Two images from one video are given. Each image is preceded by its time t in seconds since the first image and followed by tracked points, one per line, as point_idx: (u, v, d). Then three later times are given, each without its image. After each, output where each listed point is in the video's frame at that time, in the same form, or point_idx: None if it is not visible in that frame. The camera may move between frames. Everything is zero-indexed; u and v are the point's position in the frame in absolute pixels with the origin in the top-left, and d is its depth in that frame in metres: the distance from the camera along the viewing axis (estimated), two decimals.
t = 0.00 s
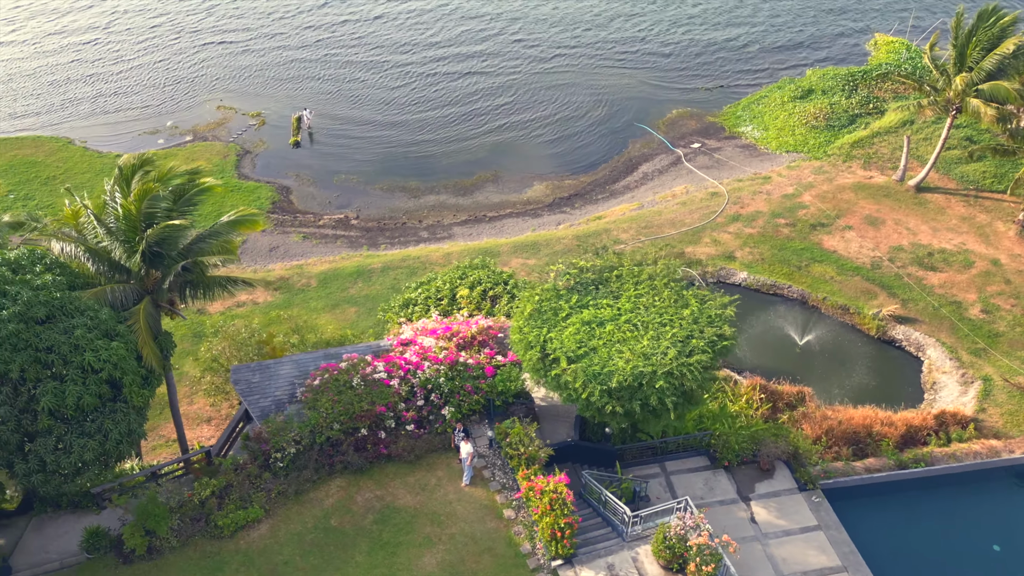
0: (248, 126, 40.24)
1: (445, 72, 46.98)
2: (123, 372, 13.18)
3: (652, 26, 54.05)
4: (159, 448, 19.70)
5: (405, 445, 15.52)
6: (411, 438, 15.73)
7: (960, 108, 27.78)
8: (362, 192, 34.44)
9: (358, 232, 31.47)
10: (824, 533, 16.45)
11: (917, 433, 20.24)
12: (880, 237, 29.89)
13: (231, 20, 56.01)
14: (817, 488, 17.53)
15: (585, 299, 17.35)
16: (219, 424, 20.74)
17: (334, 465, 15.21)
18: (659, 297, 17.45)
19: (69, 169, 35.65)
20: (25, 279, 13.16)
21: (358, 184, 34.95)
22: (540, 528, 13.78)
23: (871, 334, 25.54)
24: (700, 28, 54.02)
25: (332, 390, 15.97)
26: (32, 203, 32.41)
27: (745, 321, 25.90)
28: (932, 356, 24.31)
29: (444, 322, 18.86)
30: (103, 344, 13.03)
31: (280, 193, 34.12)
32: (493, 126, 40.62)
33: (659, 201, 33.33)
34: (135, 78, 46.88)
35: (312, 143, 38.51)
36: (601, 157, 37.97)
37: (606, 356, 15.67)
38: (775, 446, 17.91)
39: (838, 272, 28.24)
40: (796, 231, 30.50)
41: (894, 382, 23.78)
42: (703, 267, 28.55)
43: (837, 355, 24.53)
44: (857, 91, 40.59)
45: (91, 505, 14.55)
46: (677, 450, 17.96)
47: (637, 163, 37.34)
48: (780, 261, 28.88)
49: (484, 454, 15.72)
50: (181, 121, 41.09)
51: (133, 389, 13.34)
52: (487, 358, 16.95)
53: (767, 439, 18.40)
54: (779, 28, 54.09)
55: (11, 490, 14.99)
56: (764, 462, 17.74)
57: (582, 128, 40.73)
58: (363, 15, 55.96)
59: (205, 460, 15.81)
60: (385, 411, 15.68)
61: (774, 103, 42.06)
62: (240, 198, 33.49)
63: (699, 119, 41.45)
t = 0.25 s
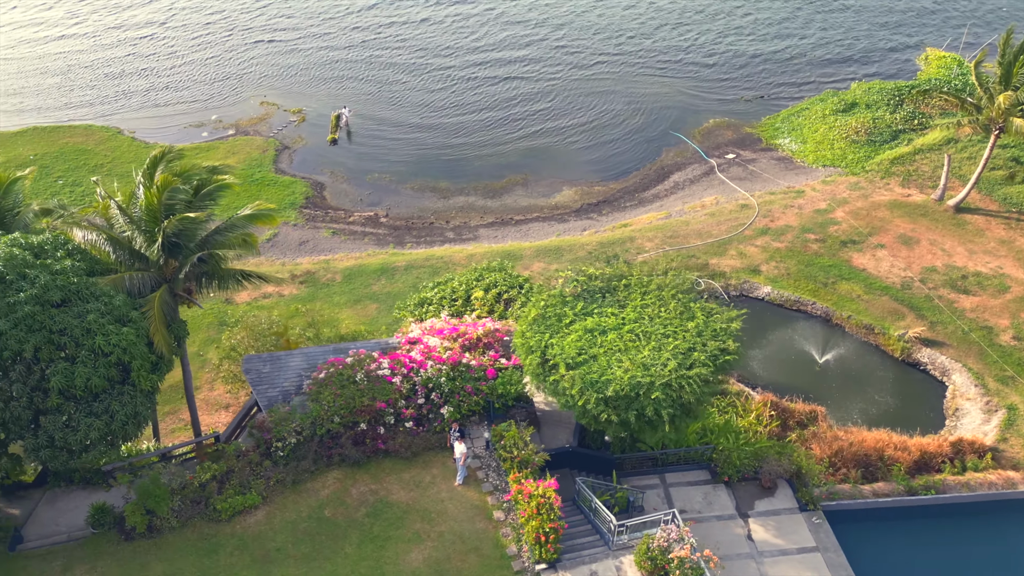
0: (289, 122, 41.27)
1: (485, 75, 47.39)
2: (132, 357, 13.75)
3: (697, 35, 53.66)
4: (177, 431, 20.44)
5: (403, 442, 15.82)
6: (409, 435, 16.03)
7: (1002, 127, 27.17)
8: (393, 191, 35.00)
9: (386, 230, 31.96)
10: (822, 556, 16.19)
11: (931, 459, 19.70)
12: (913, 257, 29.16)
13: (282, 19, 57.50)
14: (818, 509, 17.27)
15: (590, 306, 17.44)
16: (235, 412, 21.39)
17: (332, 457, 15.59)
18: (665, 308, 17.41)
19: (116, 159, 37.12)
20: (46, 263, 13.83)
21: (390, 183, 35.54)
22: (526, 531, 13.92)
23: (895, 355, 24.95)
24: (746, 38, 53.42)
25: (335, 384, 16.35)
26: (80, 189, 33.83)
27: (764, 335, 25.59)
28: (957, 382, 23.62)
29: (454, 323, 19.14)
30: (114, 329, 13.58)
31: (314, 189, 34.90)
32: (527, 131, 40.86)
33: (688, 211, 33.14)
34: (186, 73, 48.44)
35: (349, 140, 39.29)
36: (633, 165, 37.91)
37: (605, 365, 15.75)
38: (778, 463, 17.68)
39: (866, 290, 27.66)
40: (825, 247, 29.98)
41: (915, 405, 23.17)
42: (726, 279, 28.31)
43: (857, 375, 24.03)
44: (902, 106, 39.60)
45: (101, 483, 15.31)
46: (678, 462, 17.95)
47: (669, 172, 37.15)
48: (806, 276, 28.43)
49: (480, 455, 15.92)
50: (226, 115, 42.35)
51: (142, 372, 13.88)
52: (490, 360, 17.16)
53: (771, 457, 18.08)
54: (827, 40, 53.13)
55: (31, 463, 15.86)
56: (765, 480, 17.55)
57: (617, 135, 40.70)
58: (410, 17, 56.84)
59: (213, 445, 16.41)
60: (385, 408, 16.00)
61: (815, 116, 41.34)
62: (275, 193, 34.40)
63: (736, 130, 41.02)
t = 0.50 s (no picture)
0: (335, 121, 42.30)
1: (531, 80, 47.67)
2: (145, 341, 14.47)
3: (749, 48, 52.99)
4: (198, 414, 21.26)
5: (402, 439, 16.16)
6: (409, 433, 16.36)
7: None
8: (429, 192, 35.57)
9: (418, 230, 32.49)
10: None
11: (947, 492, 19.13)
12: (952, 283, 28.20)
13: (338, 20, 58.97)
14: (818, 534, 16.94)
15: (596, 316, 17.50)
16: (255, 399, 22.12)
17: (332, 449, 16.02)
18: (672, 322, 17.34)
19: (169, 149, 38.73)
20: (71, 248, 14.62)
21: (426, 184, 36.13)
22: (511, 534, 14.09)
23: (922, 383, 24.24)
24: (799, 52, 52.46)
25: (341, 378, 16.79)
26: (132, 178, 35.39)
27: (786, 356, 25.19)
28: (986, 415, 22.79)
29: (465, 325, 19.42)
30: (129, 314, 14.30)
31: (353, 187, 35.71)
32: (567, 138, 41.01)
33: (721, 225, 32.81)
34: (242, 69, 50.08)
35: (391, 141, 40.08)
36: (670, 177, 37.72)
37: (604, 375, 15.80)
38: (780, 485, 17.49)
39: (898, 314, 26.89)
40: (860, 268, 29.27)
41: (938, 436, 22.48)
42: (753, 296, 27.95)
43: (879, 401, 23.44)
44: (956, 127, 38.31)
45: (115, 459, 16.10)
46: (679, 477, 17.84)
47: (707, 184, 36.81)
48: (837, 297, 27.82)
49: (476, 456, 16.13)
50: (275, 111, 43.65)
51: (153, 355, 14.62)
52: (495, 364, 17.36)
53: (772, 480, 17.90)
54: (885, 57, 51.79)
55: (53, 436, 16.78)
56: (766, 502, 17.31)
57: (657, 147, 40.53)
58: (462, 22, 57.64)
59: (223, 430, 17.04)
60: (386, 404, 16.34)
61: (863, 134, 40.33)
62: (315, 190, 35.36)
63: (780, 145, 40.38)
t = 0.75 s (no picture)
0: (373, 121, 43.08)
1: (570, 87, 47.77)
2: (157, 329, 15.02)
3: (795, 61, 52.21)
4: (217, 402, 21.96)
5: (402, 437, 16.44)
6: (409, 432, 16.60)
7: None
8: (459, 195, 36.00)
9: (446, 233, 32.88)
10: None
11: (959, 523, 18.62)
12: (987, 309, 27.31)
13: (386, 23, 60.01)
14: (818, 558, 16.60)
15: (601, 325, 17.54)
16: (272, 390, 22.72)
17: (333, 444, 16.38)
18: (678, 336, 17.26)
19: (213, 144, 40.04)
20: (92, 237, 15.27)
21: (458, 187, 36.59)
22: (499, 537, 14.23)
23: (946, 411, 23.59)
24: (847, 67, 51.47)
25: (346, 374, 17.16)
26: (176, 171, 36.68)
27: (805, 375, 24.82)
28: (1011, 447, 22.06)
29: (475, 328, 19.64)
30: (143, 304, 14.86)
31: (386, 187, 36.33)
32: (601, 147, 41.04)
33: (750, 239, 32.44)
34: (289, 68, 51.34)
35: (427, 143, 40.64)
36: (703, 189, 37.43)
37: (603, 385, 15.85)
38: (782, 505, 17.23)
39: (927, 338, 26.16)
40: (891, 289, 28.57)
41: (958, 465, 21.82)
42: (777, 313, 27.58)
43: (898, 427, 22.90)
44: (1005, 147, 37.05)
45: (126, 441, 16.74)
46: (680, 491, 17.71)
47: (739, 198, 36.42)
48: (864, 318, 27.23)
49: (474, 459, 16.32)
50: (317, 109, 44.63)
51: (164, 344, 15.18)
52: (498, 368, 17.51)
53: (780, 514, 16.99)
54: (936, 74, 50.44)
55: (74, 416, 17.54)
56: (766, 522, 17.08)
57: (692, 158, 40.29)
58: (507, 28, 58.14)
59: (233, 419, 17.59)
60: (389, 403, 16.63)
61: (906, 152, 39.34)
62: (349, 189, 36.10)
63: (818, 160, 39.72)
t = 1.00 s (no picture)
0: (415, 124, 43.82)
1: (614, 97, 47.71)
2: (170, 318, 15.72)
3: (848, 77, 51.05)
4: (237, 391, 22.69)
5: (400, 437, 16.74)
6: (408, 431, 16.89)
7: None
8: (493, 200, 36.37)
9: (476, 237, 33.24)
10: None
11: (971, 561, 17.93)
12: None
13: (437, 27, 60.88)
14: None
15: (606, 337, 17.55)
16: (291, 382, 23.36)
17: (334, 438, 16.77)
18: (682, 352, 17.14)
19: (260, 141, 41.30)
20: (115, 226, 15.96)
21: (492, 193, 36.98)
22: (484, 542, 14.43)
23: (972, 444, 22.75)
24: (902, 85, 50.08)
25: (352, 371, 17.55)
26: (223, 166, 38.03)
27: (826, 399, 24.34)
28: None
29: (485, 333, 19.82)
30: (158, 293, 15.52)
31: (421, 189, 36.90)
32: (639, 158, 40.89)
33: (782, 257, 31.90)
34: (339, 69, 52.53)
35: (466, 148, 41.13)
36: (739, 205, 36.99)
37: (601, 397, 15.85)
38: (781, 530, 17.03)
39: (959, 368, 25.27)
40: (925, 315, 27.70)
41: (980, 502, 21.05)
42: (802, 334, 27.09)
43: (919, 458, 22.24)
44: None
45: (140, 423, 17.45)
46: (678, 508, 17.48)
47: (776, 215, 35.86)
48: (893, 344, 26.48)
49: (470, 463, 16.52)
50: (362, 110, 45.60)
51: (177, 333, 15.86)
52: (501, 374, 17.64)
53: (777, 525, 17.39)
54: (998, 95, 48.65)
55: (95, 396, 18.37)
56: (764, 546, 16.82)
57: (730, 173, 39.86)
58: (556, 36, 58.38)
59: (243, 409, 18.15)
60: (390, 402, 16.95)
61: (956, 175, 38.09)
62: (386, 190, 36.81)
63: (862, 180, 38.78)
